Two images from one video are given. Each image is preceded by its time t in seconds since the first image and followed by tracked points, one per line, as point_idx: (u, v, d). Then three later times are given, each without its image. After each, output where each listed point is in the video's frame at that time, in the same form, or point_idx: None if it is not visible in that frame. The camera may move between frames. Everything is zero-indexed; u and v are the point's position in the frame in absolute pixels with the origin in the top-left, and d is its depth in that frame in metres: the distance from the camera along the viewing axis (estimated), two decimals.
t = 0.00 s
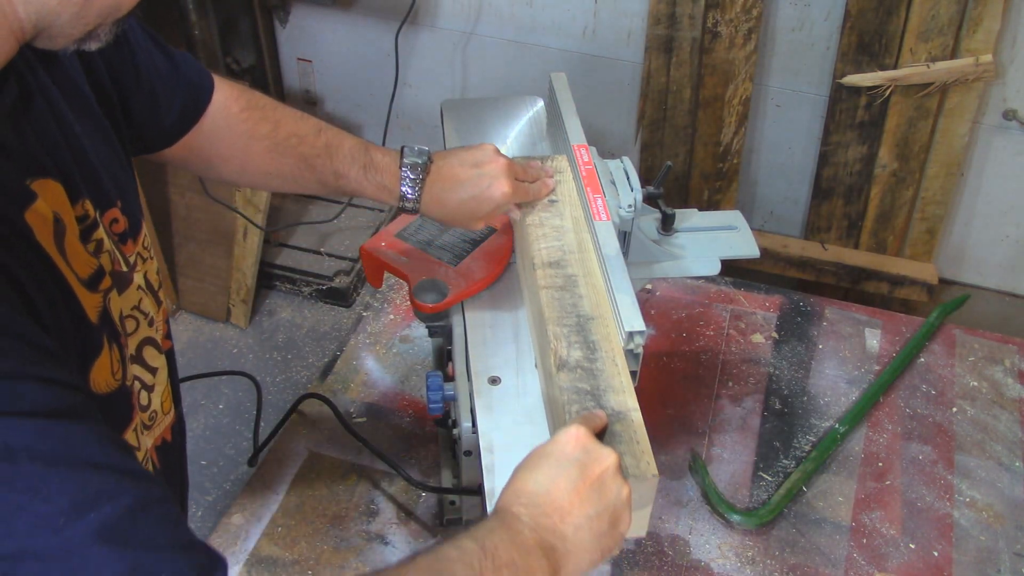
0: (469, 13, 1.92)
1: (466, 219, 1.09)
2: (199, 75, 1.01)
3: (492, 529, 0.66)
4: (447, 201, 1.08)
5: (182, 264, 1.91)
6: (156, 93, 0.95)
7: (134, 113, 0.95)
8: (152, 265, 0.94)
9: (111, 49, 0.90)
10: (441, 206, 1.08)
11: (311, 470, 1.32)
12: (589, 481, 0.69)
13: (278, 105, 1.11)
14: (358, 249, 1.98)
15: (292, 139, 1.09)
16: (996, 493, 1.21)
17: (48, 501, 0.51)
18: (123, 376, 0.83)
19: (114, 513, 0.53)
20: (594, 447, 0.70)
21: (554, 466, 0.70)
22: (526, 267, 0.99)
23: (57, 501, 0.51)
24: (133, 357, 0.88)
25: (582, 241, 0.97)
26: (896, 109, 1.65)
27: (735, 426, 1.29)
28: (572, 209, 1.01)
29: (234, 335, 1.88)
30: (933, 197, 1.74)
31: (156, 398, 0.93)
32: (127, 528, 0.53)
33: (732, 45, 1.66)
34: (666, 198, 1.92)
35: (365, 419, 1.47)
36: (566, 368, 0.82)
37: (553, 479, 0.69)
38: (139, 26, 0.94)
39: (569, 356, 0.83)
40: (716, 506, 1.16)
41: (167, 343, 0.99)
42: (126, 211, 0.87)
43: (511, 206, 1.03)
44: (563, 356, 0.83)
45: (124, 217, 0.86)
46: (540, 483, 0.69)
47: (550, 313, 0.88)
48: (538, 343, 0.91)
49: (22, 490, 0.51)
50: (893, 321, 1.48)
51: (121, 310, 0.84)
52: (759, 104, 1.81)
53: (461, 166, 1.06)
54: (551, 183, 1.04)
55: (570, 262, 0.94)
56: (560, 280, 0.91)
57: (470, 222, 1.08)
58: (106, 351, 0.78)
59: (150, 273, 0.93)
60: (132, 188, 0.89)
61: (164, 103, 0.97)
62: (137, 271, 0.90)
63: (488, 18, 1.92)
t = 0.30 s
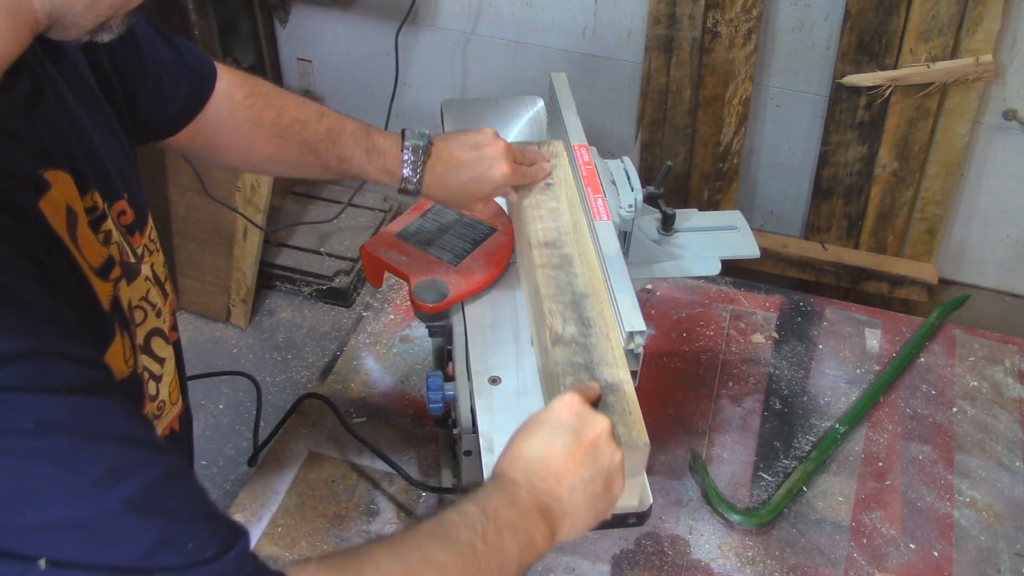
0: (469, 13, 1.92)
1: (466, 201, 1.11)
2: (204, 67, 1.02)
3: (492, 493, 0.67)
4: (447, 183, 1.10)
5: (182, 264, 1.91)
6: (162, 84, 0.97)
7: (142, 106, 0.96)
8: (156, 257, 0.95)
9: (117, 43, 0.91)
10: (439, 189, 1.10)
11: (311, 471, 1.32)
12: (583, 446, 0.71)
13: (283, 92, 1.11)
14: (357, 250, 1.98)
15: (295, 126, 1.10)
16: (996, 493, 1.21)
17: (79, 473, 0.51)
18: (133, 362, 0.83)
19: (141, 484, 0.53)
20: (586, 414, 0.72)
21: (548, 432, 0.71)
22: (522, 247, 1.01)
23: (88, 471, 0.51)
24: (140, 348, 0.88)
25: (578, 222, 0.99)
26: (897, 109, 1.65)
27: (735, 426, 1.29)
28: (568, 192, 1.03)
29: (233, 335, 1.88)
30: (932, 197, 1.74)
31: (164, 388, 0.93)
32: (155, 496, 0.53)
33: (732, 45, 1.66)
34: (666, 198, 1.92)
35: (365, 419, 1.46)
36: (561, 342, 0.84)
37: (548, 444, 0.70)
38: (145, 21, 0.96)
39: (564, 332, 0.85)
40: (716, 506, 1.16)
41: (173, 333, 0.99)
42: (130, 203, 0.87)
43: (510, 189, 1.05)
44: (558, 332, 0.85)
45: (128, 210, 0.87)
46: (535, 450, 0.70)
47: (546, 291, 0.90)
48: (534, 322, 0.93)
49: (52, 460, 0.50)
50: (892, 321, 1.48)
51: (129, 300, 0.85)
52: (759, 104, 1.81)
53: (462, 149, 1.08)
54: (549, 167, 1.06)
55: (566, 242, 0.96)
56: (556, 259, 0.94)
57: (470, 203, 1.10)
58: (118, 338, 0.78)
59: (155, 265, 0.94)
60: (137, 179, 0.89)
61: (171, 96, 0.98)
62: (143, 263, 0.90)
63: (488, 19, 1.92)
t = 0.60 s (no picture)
0: (469, 13, 1.92)
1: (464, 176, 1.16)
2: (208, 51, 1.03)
3: (490, 445, 0.71)
4: (447, 158, 1.15)
5: (183, 263, 1.91)
6: (165, 71, 0.98)
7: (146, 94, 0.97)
8: (163, 244, 0.96)
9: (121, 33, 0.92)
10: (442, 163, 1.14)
11: (311, 471, 1.32)
12: (573, 399, 0.76)
13: (286, 73, 1.13)
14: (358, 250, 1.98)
15: (300, 107, 1.12)
16: (997, 493, 1.21)
17: (119, 432, 0.51)
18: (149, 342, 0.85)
19: (179, 442, 0.54)
20: (576, 369, 0.78)
21: (541, 387, 0.77)
22: (517, 221, 1.06)
23: (128, 432, 0.51)
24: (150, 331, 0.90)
25: (571, 197, 1.04)
26: (896, 109, 1.65)
27: (735, 426, 1.29)
28: (562, 169, 1.08)
29: (234, 335, 1.88)
30: (933, 197, 1.74)
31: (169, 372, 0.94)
32: (190, 453, 0.54)
33: (732, 45, 1.66)
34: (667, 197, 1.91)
35: (365, 418, 1.46)
36: (553, 308, 0.89)
37: (539, 399, 0.75)
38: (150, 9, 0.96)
39: (556, 298, 0.90)
40: (716, 506, 1.16)
41: (179, 320, 1.00)
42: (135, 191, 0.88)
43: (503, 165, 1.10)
44: (550, 298, 0.90)
45: (133, 197, 0.87)
46: (529, 403, 0.75)
47: (540, 260, 0.95)
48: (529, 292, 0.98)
49: (100, 420, 0.50)
50: (893, 321, 1.48)
51: (138, 284, 0.86)
52: (759, 104, 1.81)
53: (461, 126, 1.13)
54: (544, 145, 1.12)
55: (559, 216, 1.01)
56: (549, 231, 0.98)
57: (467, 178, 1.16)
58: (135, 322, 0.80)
59: (161, 251, 0.94)
60: (139, 166, 0.89)
61: (175, 83, 0.99)
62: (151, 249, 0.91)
63: (488, 18, 1.92)
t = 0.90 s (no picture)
0: (468, 12, 1.92)
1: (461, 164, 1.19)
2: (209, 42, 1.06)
3: (490, 419, 0.76)
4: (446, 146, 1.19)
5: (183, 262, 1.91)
6: (170, 65, 1.00)
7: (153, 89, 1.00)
8: (168, 239, 0.97)
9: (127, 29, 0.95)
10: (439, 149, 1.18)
11: (311, 471, 1.32)
12: (570, 374, 0.80)
13: (287, 62, 1.15)
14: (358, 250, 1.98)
15: (303, 96, 1.15)
16: (997, 493, 1.21)
17: (142, 408, 0.53)
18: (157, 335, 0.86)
19: (196, 417, 0.56)
20: (573, 346, 0.81)
21: (539, 363, 0.81)
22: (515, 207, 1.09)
23: (150, 406, 0.54)
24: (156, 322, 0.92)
25: (567, 184, 1.07)
26: (896, 109, 1.65)
27: (735, 426, 1.29)
28: (558, 156, 1.12)
29: (233, 335, 1.88)
30: (933, 197, 1.74)
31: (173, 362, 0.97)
32: (207, 427, 0.57)
33: (732, 45, 1.66)
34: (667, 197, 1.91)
35: (364, 418, 1.45)
36: (550, 291, 0.91)
37: (536, 375, 0.80)
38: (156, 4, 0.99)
39: (553, 281, 0.93)
40: (716, 506, 1.15)
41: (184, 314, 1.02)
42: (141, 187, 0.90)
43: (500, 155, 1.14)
44: (547, 280, 0.93)
45: (138, 193, 0.89)
46: (527, 377, 0.81)
47: (537, 244, 0.97)
48: (527, 276, 1.00)
49: (119, 397, 0.53)
50: (893, 321, 1.48)
51: (145, 277, 0.88)
52: (760, 104, 1.81)
53: (459, 114, 1.17)
54: (540, 133, 1.15)
55: (556, 202, 1.04)
56: (546, 217, 1.01)
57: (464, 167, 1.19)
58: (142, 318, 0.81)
59: (166, 246, 0.96)
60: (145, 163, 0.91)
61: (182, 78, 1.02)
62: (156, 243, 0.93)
63: (488, 18, 1.92)
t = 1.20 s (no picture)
0: (468, 12, 1.92)
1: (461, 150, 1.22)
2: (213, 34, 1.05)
3: (490, 389, 0.77)
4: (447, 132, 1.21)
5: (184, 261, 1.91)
6: (176, 56, 1.01)
7: (161, 88, 1.01)
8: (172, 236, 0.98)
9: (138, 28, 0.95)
10: (439, 132, 1.20)
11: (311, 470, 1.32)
12: (567, 346, 0.82)
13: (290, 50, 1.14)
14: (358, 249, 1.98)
15: (306, 84, 1.14)
16: (996, 493, 1.21)
17: (167, 386, 0.54)
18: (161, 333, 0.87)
19: (219, 396, 0.56)
20: (569, 319, 0.84)
21: (536, 335, 0.83)
22: (513, 192, 1.13)
23: (177, 380, 0.55)
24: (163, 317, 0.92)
25: (563, 168, 1.10)
26: (896, 109, 1.65)
27: (735, 426, 1.29)
28: (554, 141, 1.15)
29: (233, 335, 1.87)
30: (933, 197, 1.74)
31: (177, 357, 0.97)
32: (231, 404, 0.57)
33: (732, 45, 1.66)
34: (667, 197, 1.91)
35: (365, 418, 1.45)
36: (545, 269, 0.95)
37: (534, 346, 0.82)
38: None
39: (548, 260, 0.96)
40: (716, 506, 1.15)
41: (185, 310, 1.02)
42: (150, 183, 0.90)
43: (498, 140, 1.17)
44: (542, 258, 0.96)
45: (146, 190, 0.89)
46: (524, 350, 0.82)
47: (532, 225, 1.01)
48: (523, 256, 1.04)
49: (145, 376, 0.53)
50: (893, 321, 1.48)
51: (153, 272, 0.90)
52: (760, 104, 1.81)
53: (458, 100, 1.19)
54: (537, 119, 1.19)
55: (551, 185, 1.07)
56: (542, 199, 1.05)
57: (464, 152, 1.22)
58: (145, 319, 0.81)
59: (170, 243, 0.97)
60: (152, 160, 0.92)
61: (190, 71, 1.03)
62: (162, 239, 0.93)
63: (488, 18, 1.92)
